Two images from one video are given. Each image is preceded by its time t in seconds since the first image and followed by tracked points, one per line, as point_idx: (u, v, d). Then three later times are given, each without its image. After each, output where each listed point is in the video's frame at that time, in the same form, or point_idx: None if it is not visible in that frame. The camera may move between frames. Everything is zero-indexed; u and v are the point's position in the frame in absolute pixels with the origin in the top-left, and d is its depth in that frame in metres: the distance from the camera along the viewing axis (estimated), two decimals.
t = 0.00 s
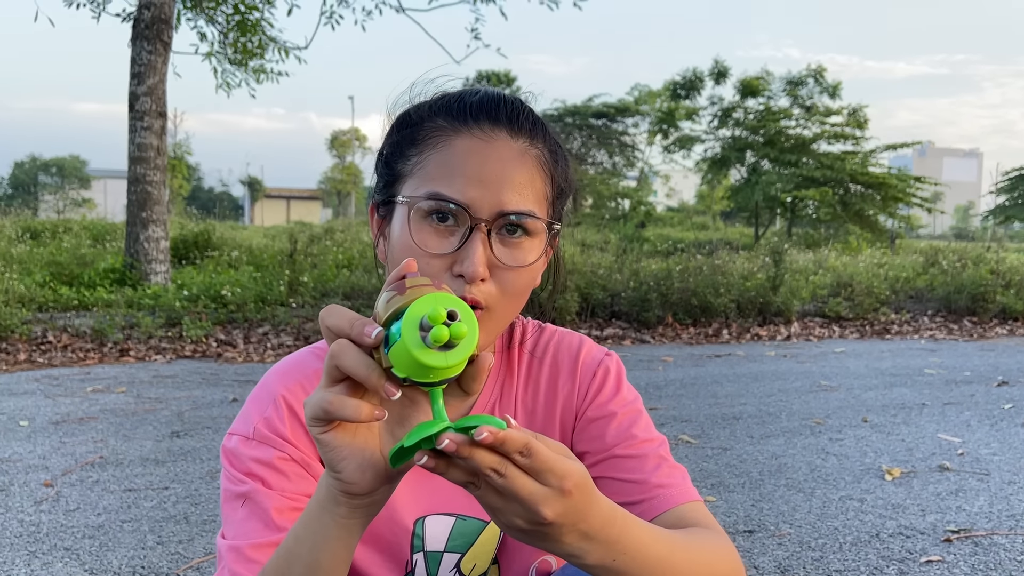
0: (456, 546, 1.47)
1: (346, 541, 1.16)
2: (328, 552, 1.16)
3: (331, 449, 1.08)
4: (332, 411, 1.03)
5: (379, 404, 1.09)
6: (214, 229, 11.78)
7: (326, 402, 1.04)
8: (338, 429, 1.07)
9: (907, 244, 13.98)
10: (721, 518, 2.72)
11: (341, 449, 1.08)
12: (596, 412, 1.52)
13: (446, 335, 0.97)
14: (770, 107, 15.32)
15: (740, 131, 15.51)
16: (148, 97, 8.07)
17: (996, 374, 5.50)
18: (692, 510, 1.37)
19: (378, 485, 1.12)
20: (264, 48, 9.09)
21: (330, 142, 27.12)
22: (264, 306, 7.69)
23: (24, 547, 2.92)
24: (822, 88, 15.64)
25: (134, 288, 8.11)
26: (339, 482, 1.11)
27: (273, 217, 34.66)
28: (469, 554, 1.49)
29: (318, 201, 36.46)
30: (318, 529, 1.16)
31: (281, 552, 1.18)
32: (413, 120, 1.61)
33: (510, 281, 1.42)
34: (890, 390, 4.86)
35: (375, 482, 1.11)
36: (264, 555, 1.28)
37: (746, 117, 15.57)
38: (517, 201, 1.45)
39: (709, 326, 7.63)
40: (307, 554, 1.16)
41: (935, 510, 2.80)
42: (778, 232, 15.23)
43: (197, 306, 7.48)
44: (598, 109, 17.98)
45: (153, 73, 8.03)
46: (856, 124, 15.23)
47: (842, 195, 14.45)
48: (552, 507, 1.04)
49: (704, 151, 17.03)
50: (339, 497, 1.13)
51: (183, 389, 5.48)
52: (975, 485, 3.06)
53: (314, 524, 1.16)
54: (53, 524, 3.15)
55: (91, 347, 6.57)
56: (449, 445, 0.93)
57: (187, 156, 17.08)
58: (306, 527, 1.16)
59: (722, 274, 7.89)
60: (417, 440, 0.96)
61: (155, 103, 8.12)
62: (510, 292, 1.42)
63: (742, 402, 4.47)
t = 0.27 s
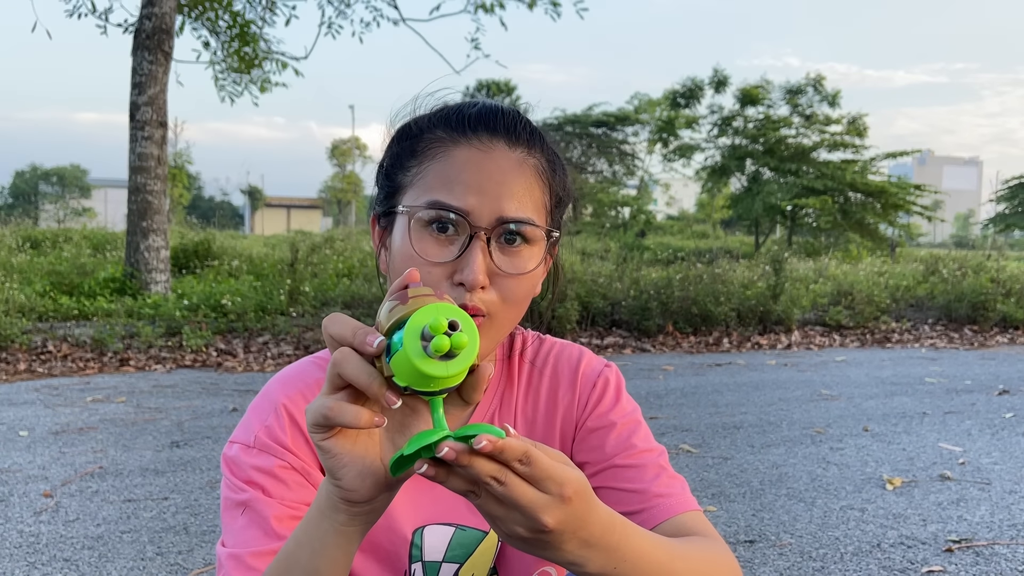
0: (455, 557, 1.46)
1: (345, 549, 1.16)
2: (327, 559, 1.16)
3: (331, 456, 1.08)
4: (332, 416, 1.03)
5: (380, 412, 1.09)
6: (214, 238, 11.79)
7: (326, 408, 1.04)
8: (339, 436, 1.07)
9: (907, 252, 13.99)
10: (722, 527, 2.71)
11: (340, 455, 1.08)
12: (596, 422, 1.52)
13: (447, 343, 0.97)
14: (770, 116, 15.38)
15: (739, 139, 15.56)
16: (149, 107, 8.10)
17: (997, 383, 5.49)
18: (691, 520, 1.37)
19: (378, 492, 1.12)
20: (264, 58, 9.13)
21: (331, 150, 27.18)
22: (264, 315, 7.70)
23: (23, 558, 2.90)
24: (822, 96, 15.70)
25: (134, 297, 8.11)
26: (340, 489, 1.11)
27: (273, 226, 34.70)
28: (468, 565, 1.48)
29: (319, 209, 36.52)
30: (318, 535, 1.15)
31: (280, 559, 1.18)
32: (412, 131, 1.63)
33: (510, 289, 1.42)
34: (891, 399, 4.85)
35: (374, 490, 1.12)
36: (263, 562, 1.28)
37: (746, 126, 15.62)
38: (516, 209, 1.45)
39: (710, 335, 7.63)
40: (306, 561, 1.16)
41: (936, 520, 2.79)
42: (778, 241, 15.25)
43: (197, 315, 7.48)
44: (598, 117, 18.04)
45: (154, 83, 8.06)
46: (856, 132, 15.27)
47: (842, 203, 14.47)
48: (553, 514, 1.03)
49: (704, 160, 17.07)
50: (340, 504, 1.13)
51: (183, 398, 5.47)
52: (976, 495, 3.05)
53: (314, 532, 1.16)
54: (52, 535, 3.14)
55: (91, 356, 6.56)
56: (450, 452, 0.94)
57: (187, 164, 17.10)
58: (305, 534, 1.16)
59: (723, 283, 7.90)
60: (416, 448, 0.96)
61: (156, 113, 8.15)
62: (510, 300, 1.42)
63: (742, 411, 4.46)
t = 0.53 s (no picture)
0: (456, 571, 1.46)
1: (341, 567, 1.17)
2: None
3: (326, 476, 1.08)
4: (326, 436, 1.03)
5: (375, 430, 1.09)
6: (215, 246, 11.81)
7: (321, 427, 1.04)
8: (332, 455, 1.07)
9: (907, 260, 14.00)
10: (722, 537, 2.71)
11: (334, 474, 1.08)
12: (596, 437, 1.52)
13: (444, 364, 0.97)
14: (770, 123, 15.42)
15: (740, 147, 15.59)
16: (150, 116, 8.12)
17: (998, 391, 5.48)
18: (692, 534, 1.37)
19: (374, 512, 1.12)
20: (264, 67, 9.17)
21: (332, 158, 27.25)
22: (264, 323, 7.70)
23: (22, 568, 2.90)
24: (821, 104, 15.74)
25: (134, 305, 8.11)
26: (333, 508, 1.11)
27: (273, 234, 34.76)
28: None
29: (319, 217, 36.58)
30: (314, 553, 1.16)
31: None
32: (414, 144, 1.63)
33: (512, 300, 1.42)
34: (892, 407, 4.84)
35: (370, 509, 1.12)
36: None
37: (746, 133, 15.66)
38: (517, 221, 1.45)
39: (710, 343, 7.62)
40: None
41: (937, 529, 2.78)
42: (778, 248, 15.26)
43: (197, 323, 7.49)
44: (598, 125, 18.08)
45: (155, 92, 8.09)
46: (856, 140, 15.30)
47: (842, 211, 14.48)
48: (554, 530, 1.04)
49: (704, 167, 17.11)
50: (335, 523, 1.13)
51: (183, 407, 5.47)
52: (977, 504, 3.04)
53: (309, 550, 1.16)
54: (51, 545, 3.13)
55: (91, 365, 6.56)
56: (447, 470, 0.94)
57: (188, 172, 17.14)
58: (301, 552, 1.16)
59: (723, 290, 7.89)
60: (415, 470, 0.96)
61: (157, 122, 8.17)
62: (512, 311, 1.42)
63: (743, 419, 4.45)
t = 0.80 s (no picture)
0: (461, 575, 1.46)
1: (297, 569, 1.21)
2: None
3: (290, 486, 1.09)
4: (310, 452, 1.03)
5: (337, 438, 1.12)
6: (216, 251, 11.82)
7: (305, 442, 1.03)
8: (296, 469, 1.08)
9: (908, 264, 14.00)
10: (724, 541, 2.70)
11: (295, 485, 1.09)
12: (598, 441, 1.52)
13: (451, 374, 0.97)
14: (771, 128, 15.46)
15: (740, 151, 15.61)
16: (151, 121, 8.14)
17: (999, 395, 5.47)
18: (695, 538, 1.37)
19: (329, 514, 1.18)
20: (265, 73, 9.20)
21: (333, 163, 27.31)
22: (265, 328, 7.71)
23: (24, 573, 2.90)
24: (821, 108, 15.76)
25: (136, 310, 8.12)
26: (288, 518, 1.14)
27: (274, 239, 34.82)
28: None
29: (320, 223, 36.64)
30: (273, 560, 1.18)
31: None
32: (424, 149, 1.64)
33: (520, 307, 1.43)
34: (893, 412, 4.83)
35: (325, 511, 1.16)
36: None
37: (747, 138, 15.69)
38: (527, 228, 1.46)
39: (711, 347, 7.62)
40: None
41: (939, 533, 2.78)
42: (779, 253, 15.27)
43: (198, 328, 7.49)
44: (598, 130, 18.10)
45: (157, 97, 8.12)
46: (856, 144, 15.33)
47: (843, 215, 14.48)
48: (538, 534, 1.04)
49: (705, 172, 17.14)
50: (289, 532, 1.16)
51: (185, 412, 5.47)
52: (979, 508, 3.04)
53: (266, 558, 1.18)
54: (53, 550, 3.13)
55: (93, 370, 6.56)
56: (429, 473, 0.95)
57: (189, 177, 17.18)
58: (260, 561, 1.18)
59: (724, 294, 7.90)
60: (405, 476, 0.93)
61: (158, 127, 8.19)
62: (520, 318, 1.43)
63: (744, 424, 4.45)
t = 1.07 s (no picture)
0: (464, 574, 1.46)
1: None
2: None
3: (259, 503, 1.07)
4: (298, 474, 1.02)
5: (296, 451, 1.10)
6: (217, 253, 11.84)
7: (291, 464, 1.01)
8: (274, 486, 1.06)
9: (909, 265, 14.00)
10: (726, 542, 2.71)
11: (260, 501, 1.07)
12: (601, 443, 1.53)
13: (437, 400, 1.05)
14: (771, 129, 15.47)
15: (740, 153, 15.63)
16: (152, 123, 8.16)
17: (1000, 396, 5.48)
18: (699, 537, 1.37)
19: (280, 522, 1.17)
20: (266, 75, 9.22)
21: (333, 165, 27.33)
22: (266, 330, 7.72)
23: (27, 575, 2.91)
24: (822, 109, 15.77)
25: (137, 313, 8.13)
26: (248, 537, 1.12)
27: (275, 241, 34.84)
28: None
29: (321, 225, 36.67)
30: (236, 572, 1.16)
31: None
32: (435, 150, 1.65)
33: (525, 309, 1.44)
34: (894, 412, 4.84)
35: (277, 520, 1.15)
36: None
37: (747, 139, 15.71)
38: (535, 231, 1.47)
39: (712, 348, 7.63)
40: None
41: (940, 533, 2.78)
42: (780, 254, 15.27)
43: (200, 331, 7.51)
44: (599, 131, 18.11)
45: (158, 100, 8.14)
46: (856, 145, 15.34)
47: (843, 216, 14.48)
48: (500, 530, 1.06)
49: (705, 173, 17.15)
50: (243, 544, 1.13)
51: (186, 414, 5.48)
52: (979, 508, 3.04)
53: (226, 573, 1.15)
54: (55, 552, 3.14)
55: (95, 372, 6.57)
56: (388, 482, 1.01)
57: (189, 179, 17.19)
58: None
59: (725, 296, 7.91)
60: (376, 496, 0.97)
61: (159, 129, 8.20)
62: (525, 320, 1.44)
63: (745, 425, 4.45)
